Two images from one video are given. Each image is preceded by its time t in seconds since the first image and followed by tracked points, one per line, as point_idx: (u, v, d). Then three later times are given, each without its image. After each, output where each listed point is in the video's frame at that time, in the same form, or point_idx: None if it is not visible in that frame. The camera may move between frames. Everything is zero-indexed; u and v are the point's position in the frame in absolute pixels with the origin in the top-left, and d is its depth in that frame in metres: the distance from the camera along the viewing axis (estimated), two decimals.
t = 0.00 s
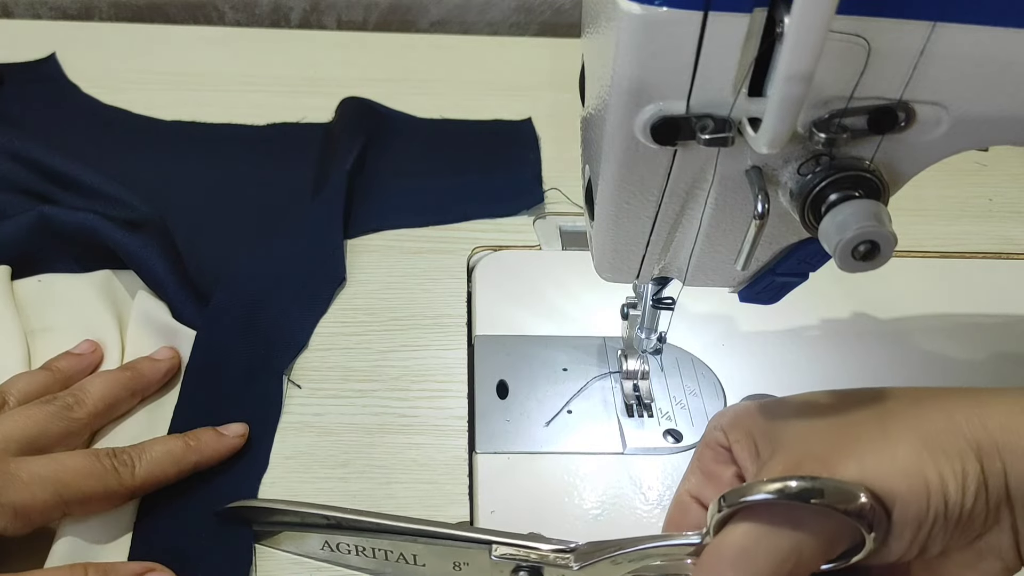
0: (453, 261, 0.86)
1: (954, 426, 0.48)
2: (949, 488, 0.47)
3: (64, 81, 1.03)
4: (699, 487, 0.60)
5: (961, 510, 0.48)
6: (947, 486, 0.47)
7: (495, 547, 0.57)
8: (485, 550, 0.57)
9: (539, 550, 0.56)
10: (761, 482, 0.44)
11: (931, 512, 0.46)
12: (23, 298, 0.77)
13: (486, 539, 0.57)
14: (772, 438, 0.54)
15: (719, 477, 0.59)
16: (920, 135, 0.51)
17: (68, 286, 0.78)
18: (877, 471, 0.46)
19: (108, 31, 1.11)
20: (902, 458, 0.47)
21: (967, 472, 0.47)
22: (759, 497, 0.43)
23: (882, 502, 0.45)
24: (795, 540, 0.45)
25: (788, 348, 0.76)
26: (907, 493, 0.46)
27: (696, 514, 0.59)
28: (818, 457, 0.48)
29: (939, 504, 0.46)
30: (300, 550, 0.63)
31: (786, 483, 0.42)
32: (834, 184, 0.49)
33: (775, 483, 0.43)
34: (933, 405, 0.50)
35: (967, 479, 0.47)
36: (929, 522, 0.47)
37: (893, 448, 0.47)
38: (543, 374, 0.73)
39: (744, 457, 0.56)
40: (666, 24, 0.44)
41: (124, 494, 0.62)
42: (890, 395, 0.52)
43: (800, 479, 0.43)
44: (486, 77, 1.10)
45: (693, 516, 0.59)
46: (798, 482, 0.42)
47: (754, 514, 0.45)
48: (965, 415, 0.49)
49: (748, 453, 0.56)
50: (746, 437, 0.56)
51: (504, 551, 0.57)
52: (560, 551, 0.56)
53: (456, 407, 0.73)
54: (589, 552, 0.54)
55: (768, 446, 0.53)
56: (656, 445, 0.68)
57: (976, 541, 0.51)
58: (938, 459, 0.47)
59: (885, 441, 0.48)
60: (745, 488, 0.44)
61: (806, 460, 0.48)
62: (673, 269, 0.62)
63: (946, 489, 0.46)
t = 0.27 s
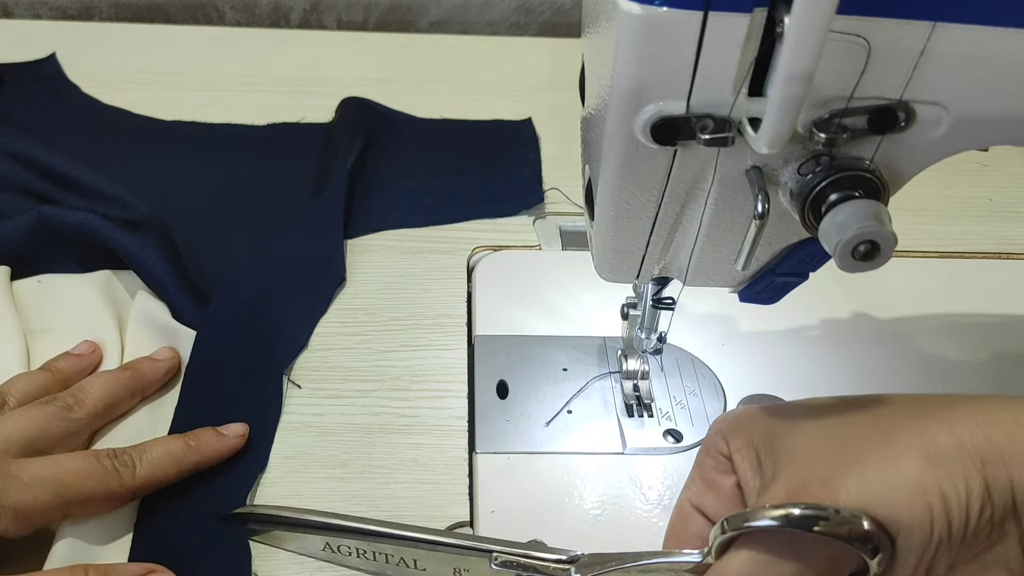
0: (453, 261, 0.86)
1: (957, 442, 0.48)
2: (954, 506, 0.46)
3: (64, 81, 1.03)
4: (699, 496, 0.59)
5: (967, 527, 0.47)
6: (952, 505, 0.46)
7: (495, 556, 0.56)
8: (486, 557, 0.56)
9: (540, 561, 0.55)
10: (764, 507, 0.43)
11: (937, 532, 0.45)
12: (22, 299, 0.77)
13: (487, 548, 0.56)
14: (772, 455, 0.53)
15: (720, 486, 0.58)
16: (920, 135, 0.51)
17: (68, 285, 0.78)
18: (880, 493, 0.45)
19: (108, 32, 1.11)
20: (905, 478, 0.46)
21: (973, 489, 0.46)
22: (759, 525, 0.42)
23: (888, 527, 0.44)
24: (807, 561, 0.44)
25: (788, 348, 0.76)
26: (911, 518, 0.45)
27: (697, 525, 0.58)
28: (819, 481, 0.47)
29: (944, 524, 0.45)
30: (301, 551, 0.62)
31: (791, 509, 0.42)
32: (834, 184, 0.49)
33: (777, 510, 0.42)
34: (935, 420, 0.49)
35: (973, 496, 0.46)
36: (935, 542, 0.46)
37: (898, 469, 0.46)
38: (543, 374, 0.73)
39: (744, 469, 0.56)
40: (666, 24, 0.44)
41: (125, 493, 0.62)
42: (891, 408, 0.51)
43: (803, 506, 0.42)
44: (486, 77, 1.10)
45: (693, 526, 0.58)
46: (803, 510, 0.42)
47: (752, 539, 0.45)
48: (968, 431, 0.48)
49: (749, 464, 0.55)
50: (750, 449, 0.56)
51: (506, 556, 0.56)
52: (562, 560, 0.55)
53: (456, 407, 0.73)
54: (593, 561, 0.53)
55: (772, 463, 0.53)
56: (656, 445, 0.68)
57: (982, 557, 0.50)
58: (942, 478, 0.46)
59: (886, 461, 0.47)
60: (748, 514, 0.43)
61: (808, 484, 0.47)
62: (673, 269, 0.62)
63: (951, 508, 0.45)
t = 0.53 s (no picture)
0: (453, 261, 0.86)
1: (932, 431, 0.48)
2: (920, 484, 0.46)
3: (64, 81, 1.03)
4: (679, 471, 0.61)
5: (933, 510, 0.47)
6: (920, 484, 0.46)
7: (477, 505, 0.58)
8: (469, 508, 0.58)
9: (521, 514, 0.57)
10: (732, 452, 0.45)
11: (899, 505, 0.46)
12: (22, 300, 0.77)
13: (468, 497, 0.58)
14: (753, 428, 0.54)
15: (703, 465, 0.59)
16: (920, 135, 0.51)
17: (68, 286, 0.78)
18: (845, 455, 0.46)
19: (108, 32, 1.11)
20: (874, 448, 0.46)
21: (941, 471, 0.46)
22: (726, 469, 0.44)
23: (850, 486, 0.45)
24: (745, 508, 0.45)
25: (788, 348, 0.76)
26: (875, 479, 0.45)
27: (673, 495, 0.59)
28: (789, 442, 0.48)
29: (909, 499, 0.46)
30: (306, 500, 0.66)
31: (761, 455, 0.43)
32: (834, 184, 0.49)
33: (746, 456, 0.44)
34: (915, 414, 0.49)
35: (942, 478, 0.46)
36: (897, 515, 0.46)
37: (868, 440, 0.47)
38: (543, 374, 0.73)
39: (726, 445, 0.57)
40: (666, 24, 0.44)
41: (122, 480, 0.62)
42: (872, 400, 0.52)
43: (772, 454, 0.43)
44: (486, 77, 1.10)
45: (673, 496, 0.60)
46: (772, 455, 0.43)
47: (681, 502, 0.46)
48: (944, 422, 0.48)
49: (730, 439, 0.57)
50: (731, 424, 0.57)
51: (488, 508, 0.58)
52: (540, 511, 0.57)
53: (456, 408, 0.73)
54: (570, 515, 0.55)
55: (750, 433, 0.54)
56: (656, 445, 0.68)
57: (950, 551, 0.49)
58: (912, 456, 0.46)
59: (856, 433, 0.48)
60: (715, 456, 0.45)
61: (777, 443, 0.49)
62: (673, 269, 0.62)
63: (918, 486, 0.46)
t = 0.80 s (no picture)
0: (453, 261, 0.86)
1: (922, 431, 0.47)
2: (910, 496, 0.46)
3: (64, 82, 1.03)
4: (676, 466, 0.59)
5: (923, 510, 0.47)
6: (911, 493, 0.46)
7: (478, 505, 0.58)
8: (471, 508, 0.59)
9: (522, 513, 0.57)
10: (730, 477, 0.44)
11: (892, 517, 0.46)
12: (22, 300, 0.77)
13: (471, 500, 0.58)
14: (745, 432, 0.53)
15: (696, 457, 0.59)
16: (920, 135, 0.51)
17: (69, 286, 0.78)
18: (840, 474, 0.45)
19: (108, 32, 1.11)
20: (865, 465, 0.46)
21: (931, 478, 0.46)
22: (726, 496, 0.43)
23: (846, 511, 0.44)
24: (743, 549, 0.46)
25: (788, 348, 0.76)
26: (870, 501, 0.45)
27: (673, 495, 0.59)
28: (779, 463, 0.48)
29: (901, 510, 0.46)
30: (301, 486, 0.66)
31: (758, 482, 0.43)
32: (834, 184, 0.49)
33: (744, 482, 0.43)
34: (906, 409, 0.49)
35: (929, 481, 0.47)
36: (892, 527, 0.47)
37: (861, 453, 0.46)
38: (543, 374, 0.73)
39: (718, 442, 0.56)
40: (666, 24, 0.44)
41: (122, 481, 0.62)
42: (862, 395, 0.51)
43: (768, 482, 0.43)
44: (486, 77, 1.10)
45: (669, 497, 0.59)
46: (769, 484, 0.43)
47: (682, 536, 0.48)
48: (933, 419, 0.48)
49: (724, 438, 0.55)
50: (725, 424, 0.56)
51: (489, 509, 0.58)
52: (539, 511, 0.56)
53: (456, 408, 0.73)
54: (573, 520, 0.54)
55: (744, 439, 0.53)
56: (656, 445, 0.68)
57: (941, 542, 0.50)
58: (904, 466, 0.46)
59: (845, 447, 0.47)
60: (713, 482, 0.44)
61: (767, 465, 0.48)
62: (673, 269, 0.62)
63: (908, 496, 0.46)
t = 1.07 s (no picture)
0: (453, 261, 0.86)
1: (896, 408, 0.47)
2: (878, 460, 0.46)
3: (64, 82, 1.03)
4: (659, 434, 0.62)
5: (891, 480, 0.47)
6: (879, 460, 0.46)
7: (470, 456, 0.60)
8: (462, 459, 0.61)
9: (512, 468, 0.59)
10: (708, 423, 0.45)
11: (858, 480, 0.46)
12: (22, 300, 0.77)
13: (463, 448, 0.60)
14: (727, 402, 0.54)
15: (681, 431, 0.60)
16: (920, 135, 0.51)
17: (69, 286, 0.78)
18: (811, 430, 0.45)
19: (108, 32, 1.11)
20: (836, 428, 0.46)
21: (901, 445, 0.46)
22: (701, 438, 0.44)
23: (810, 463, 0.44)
24: (707, 480, 0.45)
25: (788, 348, 0.76)
26: (836, 458, 0.45)
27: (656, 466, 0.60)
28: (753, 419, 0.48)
29: (867, 473, 0.46)
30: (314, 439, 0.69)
31: (732, 426, 0.44)
32: (834, 184, 0.49)
33: (720, 426, 0.44)
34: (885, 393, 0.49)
35: (899, 452, 0.46)
36: (857, 488, 0.46)
37: (836, 415, 0.46)
38: (543, 374, 0.73)
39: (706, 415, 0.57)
40: (666, 24, 0.44)
41: (122, 482, 0.62)
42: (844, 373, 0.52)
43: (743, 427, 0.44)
44: (486, 78, 1.10)
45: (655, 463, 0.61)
46: (742, 428, 0.44)
47: (651, 470, 0.47)
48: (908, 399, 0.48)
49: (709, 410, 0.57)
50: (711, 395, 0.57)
51: (482, 460, 0.60)
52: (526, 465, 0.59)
53: (456, 408, 0.73)
54: (555, 470, 0.57)
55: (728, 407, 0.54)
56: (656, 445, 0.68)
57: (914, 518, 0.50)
58: (874, 433, 0.46)
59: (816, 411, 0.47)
60: (690, 426, 0.45)
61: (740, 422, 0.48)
62: (673, 269, 0.62)
63: (876, 462, 0.46)
